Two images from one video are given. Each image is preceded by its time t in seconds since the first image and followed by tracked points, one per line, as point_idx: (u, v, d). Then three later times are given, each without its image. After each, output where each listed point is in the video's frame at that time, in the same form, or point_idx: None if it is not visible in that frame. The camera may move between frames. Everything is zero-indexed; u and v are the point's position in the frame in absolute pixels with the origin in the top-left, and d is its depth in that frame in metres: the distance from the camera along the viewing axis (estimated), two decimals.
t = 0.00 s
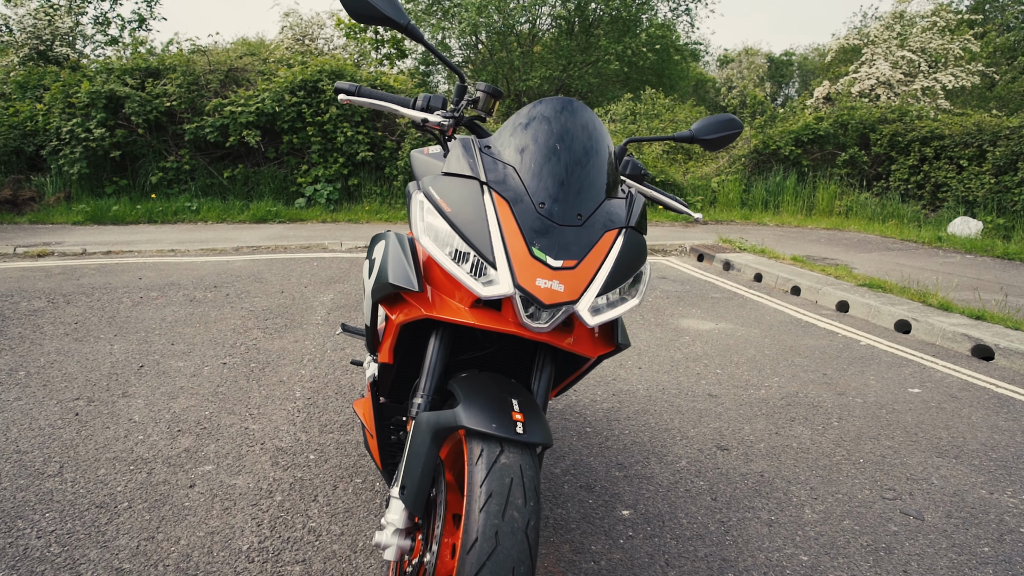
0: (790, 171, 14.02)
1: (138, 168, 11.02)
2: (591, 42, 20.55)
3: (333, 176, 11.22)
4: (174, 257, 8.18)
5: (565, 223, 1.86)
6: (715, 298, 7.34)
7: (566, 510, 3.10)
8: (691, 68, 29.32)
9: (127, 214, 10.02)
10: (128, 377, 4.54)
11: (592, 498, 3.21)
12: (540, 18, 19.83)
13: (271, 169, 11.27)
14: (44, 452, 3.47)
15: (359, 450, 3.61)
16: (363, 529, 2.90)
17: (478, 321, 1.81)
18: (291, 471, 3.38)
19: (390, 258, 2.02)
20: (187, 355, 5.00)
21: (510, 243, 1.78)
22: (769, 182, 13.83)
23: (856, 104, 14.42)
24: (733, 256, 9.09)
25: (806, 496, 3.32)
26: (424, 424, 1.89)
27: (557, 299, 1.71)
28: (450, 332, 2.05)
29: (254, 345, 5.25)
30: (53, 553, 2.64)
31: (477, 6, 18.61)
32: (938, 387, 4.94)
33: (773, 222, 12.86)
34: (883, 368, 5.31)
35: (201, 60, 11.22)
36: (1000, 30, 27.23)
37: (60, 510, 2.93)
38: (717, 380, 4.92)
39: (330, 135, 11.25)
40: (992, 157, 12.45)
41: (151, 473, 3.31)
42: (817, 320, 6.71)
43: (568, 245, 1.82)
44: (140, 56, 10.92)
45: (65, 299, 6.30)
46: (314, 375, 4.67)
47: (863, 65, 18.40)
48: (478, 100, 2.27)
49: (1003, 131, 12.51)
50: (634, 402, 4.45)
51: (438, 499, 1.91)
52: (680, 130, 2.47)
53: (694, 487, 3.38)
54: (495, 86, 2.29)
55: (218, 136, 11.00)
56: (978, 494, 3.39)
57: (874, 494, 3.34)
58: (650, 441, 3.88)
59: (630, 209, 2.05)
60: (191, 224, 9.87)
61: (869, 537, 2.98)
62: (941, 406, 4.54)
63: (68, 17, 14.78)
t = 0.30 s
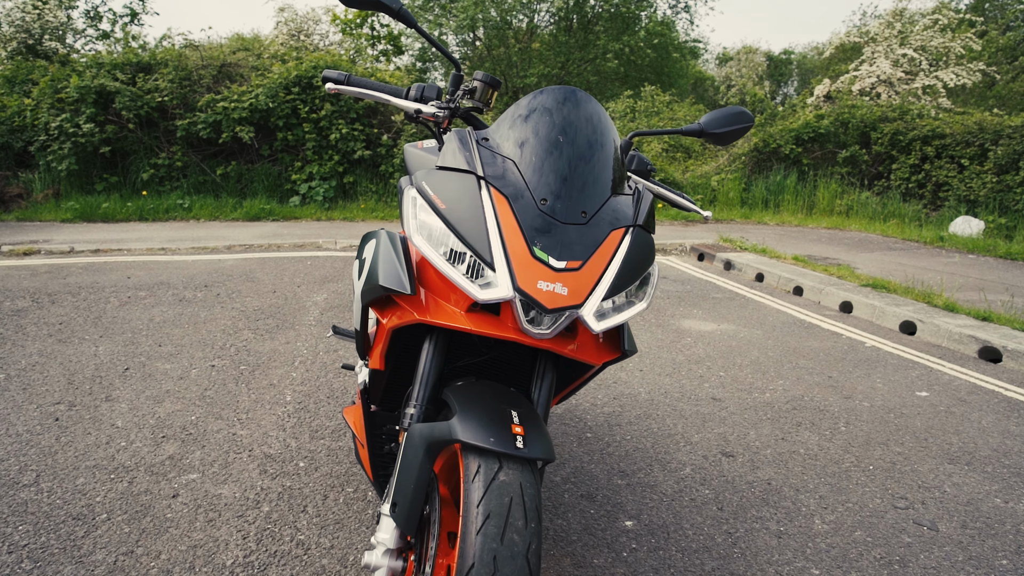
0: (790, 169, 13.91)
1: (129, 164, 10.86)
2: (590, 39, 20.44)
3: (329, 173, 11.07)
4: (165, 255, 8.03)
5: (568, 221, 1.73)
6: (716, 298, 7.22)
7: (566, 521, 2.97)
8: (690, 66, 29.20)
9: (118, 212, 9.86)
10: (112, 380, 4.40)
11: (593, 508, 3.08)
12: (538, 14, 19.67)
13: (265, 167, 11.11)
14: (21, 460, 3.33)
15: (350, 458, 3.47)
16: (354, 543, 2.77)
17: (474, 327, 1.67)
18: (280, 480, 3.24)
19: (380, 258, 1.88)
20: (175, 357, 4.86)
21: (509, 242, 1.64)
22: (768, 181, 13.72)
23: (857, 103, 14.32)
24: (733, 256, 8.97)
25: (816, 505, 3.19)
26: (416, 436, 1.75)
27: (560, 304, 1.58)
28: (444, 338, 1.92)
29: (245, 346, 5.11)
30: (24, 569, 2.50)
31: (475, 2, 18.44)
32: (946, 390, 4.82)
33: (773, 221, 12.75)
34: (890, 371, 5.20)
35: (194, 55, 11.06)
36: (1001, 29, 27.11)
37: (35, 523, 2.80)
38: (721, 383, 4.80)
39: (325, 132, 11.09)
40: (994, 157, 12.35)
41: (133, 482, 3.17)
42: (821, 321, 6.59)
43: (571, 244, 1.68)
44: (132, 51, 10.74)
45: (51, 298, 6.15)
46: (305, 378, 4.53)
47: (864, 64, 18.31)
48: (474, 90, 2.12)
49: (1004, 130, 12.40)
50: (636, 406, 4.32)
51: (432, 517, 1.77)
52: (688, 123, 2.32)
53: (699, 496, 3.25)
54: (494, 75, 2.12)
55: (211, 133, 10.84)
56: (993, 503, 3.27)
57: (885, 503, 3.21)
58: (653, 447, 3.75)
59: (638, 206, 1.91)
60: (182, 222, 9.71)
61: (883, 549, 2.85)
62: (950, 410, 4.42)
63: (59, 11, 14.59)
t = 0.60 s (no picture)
0: (786, 168, 13.82)
1: (118, 162, 10.64)
2: (584, 37, 20.30)
3: (322, 172, 10.88)
4: (154, 255, 7.85)
5: (592, 220, 1.58)
6: (718, 298, 7.08)
7: (577, 535, 2.82)
8: (685, 65, 29.15)
9: (107, 211, 9.66)
10: (98, 386, 4.22)
11: (605, 521, 2.93)
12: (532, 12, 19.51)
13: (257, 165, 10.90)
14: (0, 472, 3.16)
15: (348, 468, 3.32)
16: (354, 561, 2.62)
17: (489, 337, 1.53)
18: (274, 493, 3.08)
19: (384, 260, 1.72)
20: (164, 361, 4.68)
21: (530, 244, 1.49)
22: (766, 179, 13.63)
23: (853, 101, 14.25)
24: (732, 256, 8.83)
25: (836, 516, 3.05)
26: (425, 456, 1.61)
27: (586, 312, 1.43)
28: (455, 348, 1.77)
29: (237, 349, 4.94)
30: None
31: None
32: (957, 394, 4.65)
33: (771, 219, 12.65)
34: (900, 373, 5.07)
35: (184, 51, 10.86)
36: (994, 29, 27.15)
37: (12, 543, 2.63)
38: (728, 387, 4.66)
39: (318, 130, 10.92)
40: (990, 155, 12.22)
41: (119, 496, 3.01)
42: (824, 322, 6.45)
43: (597, 246, 1.54)
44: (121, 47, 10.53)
45: (36, 300, 5.96)
46: (300, 383, 4.36)
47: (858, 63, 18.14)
48: (485, 78, 1.95)
49: (1000, 129, 12.28)
50: (643, 411, 4.18)
51: (443, 545, 1.63)
52: (711, 116, 2.18)
53: (713, 508, 3.10)
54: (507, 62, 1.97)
55: (201, 131, 10.65)
56: (1019, 513, 3.14)
57: (907, 514, 3.07)
58: (663, 455, 3.61)
59: (665, 204, 1.77)
60: (173, 221, 9.52)
61: (909, 564, 2.71)
62: (964, 414, 4.30)
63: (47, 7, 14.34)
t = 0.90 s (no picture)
0: (791, 166, 13.67)
1: (114, 161, 10.42)
2: (584, 34, 20.11)
3: (320, 171, 10.67)
4: (151, 255, 7.64)
5: (651, 222, 1.39)
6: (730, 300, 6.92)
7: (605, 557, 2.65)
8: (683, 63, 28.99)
9: (102, 210, 9.45)
10: (93, 393, 4.02)
11: (634, 541, 2.76)
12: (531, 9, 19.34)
13: (255, 163, 10.69)
14: None
15: (358, 483, 3.13)
16: None
17: (536, 355, 1.34)
18: (280, 510, 2.89)
19: (412, 264, 1.54)
20: (161, 367, 4.48)
21: (584, 249, 1.31)
22: (770, 178, 13.48)
23: (858, 99, 14.09)
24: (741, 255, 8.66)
25: (878, 535, 2.89)
26: (461, 486, 1.42)
27: (652, 328, 1.25)
28: (490, 364, 1.59)
29: (237, 354, 4.75)
30: None
31: None
32: (988, 400, 4.55)
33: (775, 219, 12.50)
34: (924, 378, 4.91)
35: (180, 48, 10.65)
36: (996, 26, 26.97)
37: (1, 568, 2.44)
38: (749, 393, 4.48)
39: (317, 128, 10.71)
40: (1000, 154, 11.99)
41: (115, 514, 2.81)
42: (841, 324, 6.29)
43: (659, 250, 1.35)
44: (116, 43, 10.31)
45: (29, 303, 5.76)
46: (304, 391, 4.17)
47: (862, 60, 18.12)
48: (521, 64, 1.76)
49: (1009, 127, 12.02)
50: (663, 420, 4.00)
51: None
52: (761, 108, 1.99)
53: (747, 525, 2.93)
54: (543, 47, 1.81)
55: (198, 129, 10.43)
56: None
57: (954, 533, 2.91)
58: (688, 467, 3.44)
59: (725, 204, 1.58)
60: (169, 221, 9.31)
61: None
62: (999, 423, 4.17)
63: (40, 3, 14.09)
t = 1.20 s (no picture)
0: (804, 164, 13.47)
1: (120, 160, 10.30)
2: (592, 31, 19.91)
3: (328, 170, 10.52)
4: (158, 256, 7.51)
5: (732, 220, 1.24)
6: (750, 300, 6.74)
7: None
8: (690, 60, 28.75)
9: (109, 210, 9.32)
10: (101, 399, 3.88)
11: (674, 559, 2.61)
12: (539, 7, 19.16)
13: (263, 162, 10.55)
14: None
15: (379, 495, 2.98)
16: None
17: (604, 371, 1.20)
18: (299, 525, 2.75)
19: (457, 267, 1.39)
20: (171, 371, 4.34)
21: (660, 250, 1.16)
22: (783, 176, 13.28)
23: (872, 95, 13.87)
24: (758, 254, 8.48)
25: (930, 552, 2.74)
26: (515, 514, 1.30)
27: (739, 341, 1.10)
28: (542, 379, 1.44)
29: (248, 358, 4.60)
30: None
31: None
32: None
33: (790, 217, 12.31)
34: (959, 383, 4.74)
35: (187, 46, 10.53)
36: (1007, 22, 26.65)
37: None
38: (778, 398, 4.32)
39: (325, 127, 10.57)
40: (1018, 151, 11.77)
41: (126, 529, 2.67)
42: (867, 325, 6.12)
43: (743, 252, 1.20)
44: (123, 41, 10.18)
45: (35, 304, 5.63)
46: (319, 397, 4.02)
47: (876, 55, 17.92)
48: (571, 49, 1.63)
49: None
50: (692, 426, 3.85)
51: None
52: (826, 97, 1.83)
53: (791, 541, 2.77)
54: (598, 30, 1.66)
55: (205, 127, 10.30)
56: None
57: (1011, 550, 2.77)
58: (723, 477, 3.28)
59: (804, 199, 1.43)
60: (177, 221, 9.18)
61: None
62: None
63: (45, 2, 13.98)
